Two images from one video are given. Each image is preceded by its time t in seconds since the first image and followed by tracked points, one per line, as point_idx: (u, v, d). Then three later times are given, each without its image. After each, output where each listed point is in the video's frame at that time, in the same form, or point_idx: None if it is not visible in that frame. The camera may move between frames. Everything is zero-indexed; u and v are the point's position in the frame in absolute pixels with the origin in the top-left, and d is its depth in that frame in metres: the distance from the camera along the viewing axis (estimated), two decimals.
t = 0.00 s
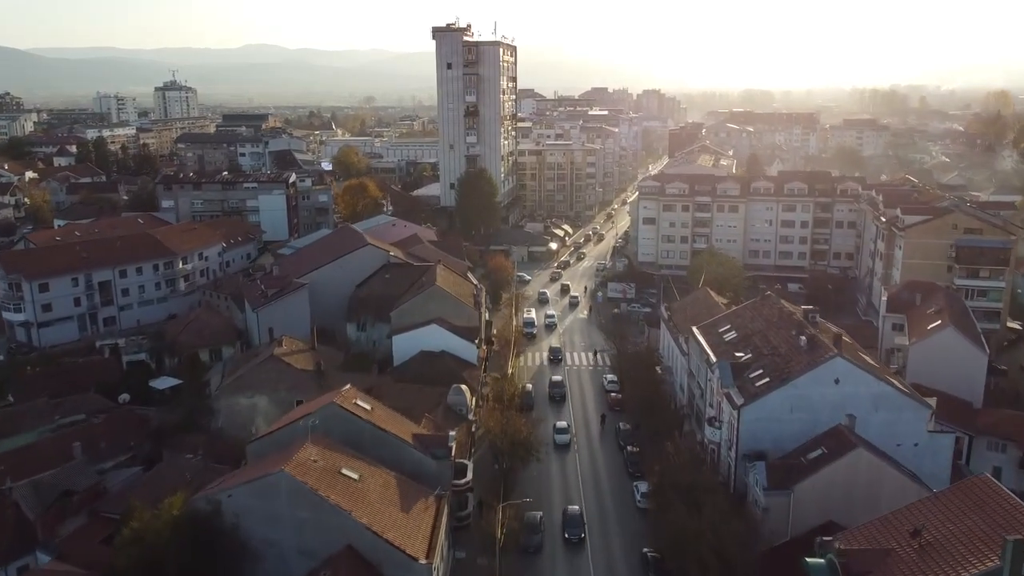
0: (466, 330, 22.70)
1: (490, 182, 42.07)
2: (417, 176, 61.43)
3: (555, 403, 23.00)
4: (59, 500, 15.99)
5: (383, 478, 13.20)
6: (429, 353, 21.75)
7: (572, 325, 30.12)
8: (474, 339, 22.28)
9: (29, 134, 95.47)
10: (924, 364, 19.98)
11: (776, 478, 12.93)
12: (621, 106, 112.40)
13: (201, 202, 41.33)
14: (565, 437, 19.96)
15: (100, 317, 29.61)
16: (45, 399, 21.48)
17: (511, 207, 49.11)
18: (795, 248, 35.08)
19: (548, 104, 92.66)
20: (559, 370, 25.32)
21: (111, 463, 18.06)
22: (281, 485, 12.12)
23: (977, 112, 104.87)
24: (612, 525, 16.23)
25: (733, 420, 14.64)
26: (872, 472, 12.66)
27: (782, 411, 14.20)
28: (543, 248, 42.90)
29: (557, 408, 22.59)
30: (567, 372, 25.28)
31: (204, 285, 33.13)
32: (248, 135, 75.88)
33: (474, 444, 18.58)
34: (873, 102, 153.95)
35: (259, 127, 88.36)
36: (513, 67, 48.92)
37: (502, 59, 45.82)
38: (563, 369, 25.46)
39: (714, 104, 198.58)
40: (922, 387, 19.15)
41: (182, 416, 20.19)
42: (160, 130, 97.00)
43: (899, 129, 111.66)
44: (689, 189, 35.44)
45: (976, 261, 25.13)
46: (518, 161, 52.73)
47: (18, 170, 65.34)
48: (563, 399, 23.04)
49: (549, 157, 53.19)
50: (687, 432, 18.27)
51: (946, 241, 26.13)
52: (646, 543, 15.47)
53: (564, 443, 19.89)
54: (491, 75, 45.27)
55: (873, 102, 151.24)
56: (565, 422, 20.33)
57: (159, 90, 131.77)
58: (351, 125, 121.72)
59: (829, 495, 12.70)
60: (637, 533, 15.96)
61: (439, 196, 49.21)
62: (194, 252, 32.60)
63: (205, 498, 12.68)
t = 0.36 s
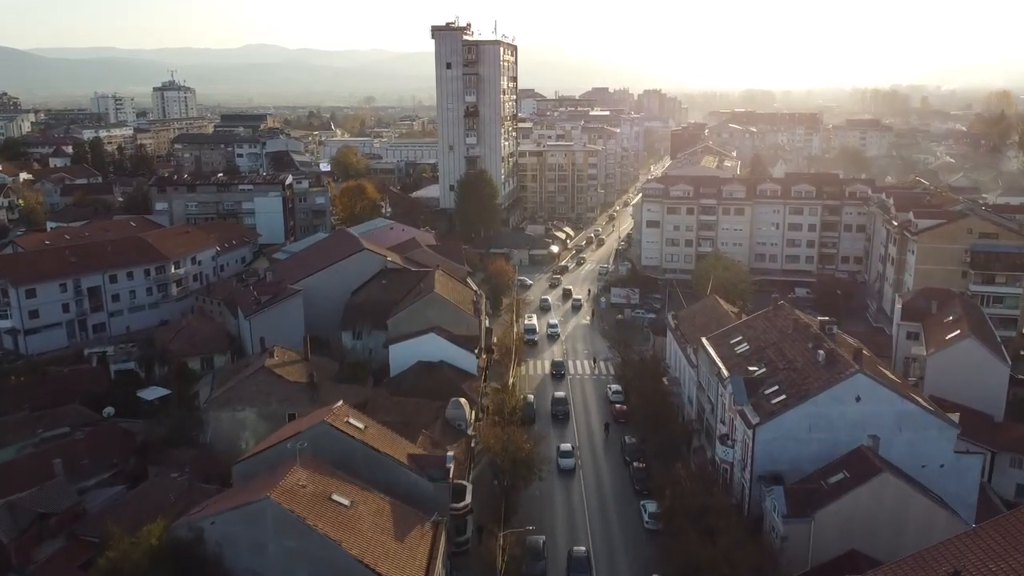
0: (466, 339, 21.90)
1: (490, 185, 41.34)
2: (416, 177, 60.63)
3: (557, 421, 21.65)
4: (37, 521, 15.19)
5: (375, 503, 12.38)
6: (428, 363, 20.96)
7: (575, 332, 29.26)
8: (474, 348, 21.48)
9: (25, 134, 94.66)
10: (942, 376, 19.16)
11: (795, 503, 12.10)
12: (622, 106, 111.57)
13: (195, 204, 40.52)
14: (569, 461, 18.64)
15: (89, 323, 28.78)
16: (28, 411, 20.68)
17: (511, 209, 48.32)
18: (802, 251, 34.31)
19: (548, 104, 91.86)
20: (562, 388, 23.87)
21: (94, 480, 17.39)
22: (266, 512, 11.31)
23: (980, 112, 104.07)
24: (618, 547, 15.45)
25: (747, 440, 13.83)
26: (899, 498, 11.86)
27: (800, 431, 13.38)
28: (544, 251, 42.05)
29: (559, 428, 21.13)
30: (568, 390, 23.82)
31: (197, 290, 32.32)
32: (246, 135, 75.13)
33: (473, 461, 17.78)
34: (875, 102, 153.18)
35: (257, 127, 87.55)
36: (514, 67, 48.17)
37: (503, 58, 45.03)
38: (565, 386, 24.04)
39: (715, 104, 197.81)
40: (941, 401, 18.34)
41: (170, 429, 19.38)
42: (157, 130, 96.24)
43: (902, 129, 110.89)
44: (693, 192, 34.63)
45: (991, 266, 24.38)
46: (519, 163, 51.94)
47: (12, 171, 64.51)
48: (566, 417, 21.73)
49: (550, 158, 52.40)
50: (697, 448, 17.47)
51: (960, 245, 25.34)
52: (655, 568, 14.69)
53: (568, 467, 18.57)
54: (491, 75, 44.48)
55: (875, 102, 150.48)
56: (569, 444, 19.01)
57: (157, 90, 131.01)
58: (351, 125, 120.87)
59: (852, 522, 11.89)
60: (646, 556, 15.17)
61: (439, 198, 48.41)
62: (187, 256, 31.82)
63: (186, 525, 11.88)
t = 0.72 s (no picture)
0: (465, 349, 21.12)
1: (490, 187, 40.56)
2: (415, 179, 59.82)
3: (561, 442, 20.36)
4: (12, 545, 14.41)
5: (368, 532, 11.57)
6: (426, 374, 20.19)
7: (577, 339, 28.45)
8: (474, 358, 20.70)
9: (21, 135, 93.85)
10: (963, 389, 18.34)
11: (817, 533, 11.28)
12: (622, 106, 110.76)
13: (189, 207, 39.71)
14: (575, 489, 17.37)
15: (78, 330, 27.94)
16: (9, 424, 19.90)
17: (512, 211, 47.52)
18: (810, 255, 33.52)
19: (549, 104, 91.07)
20: (565, 405, 22.62)
21: (73, 501, 16.76)
22: (249, 544, 10.51)
23: (984, 112, 103.32)
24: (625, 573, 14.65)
25: (763, 462, 13.03)
26: (929, 527, 11.05)
27: (820, 454, 12.58)
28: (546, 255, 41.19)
29: (564, 449, 19.84)
30: (572, 407, 22.57)
31: (189, 296, 31.52)
32: (244, 136, 74.28)
33: (472, 479, 16.98)
34: (877, 102, 152.39)
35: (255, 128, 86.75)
36: (514, 66, 47.40)
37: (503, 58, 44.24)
38: (569, 403, 22.80)
39: (716, 104, 197.00)
40: (962, 416, 17.53)
41: (156, 444, 18.62)
42: (155, 130, 95.46)
43: (905, 130, 110.13)
44: (698, 195, 33.83)
45: (1008, 273, 23.58)
46: (520, 164, 51.16)
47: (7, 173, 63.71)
48: (570, 437, 20.46)
49: (551, 159, 51.59)
50: (707, 467, 16.67)
51: (976, 250, 24.53)
52: None
53: (574, 495, 17.28)
54: (491, 75, 43.69)
55: (877, 102, 149.74)
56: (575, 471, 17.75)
57: (156, 90, 130.24)
58: (350, 126, 120.04)
59: (879, 553, 11.08)
60: None
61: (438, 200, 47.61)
62: (179, 261, 31.04)
63: (164, 556, 11.08)
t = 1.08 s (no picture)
0: (464, 359, 20.33)
1: (490, 189, 39.74)
2: (415, 179, 59.01)
3: (564, 466, 18.94)
4: None
5: (359, 564, 10.77)
6: (423, 387, 19.44)
7: (579, 346, 27.64)
8: (473, 369, 19.92)
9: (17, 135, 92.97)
10: (985, 403, 17.52)
11: (843, 568, 10.45)
12: (623, 106, 109.91)
13: (183, 209, 38.90)
14: (580, 521, 16.04)
15: (66, 337, 27.13)
16: None
17: (512, 214, 46.70)
18: (818, 259, 32.71)
19: (549, 104, 90.24)
20: (568, 426, 21.22)
21: (52, 522, 16.00)
22: None
23: (988, 112, 102.52)
24: None
25: (781, 487, 12.20)
26: (965, 562, 10.21)
27: (842, 479, 11.77)
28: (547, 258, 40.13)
29: (568, 470, 18.70)
30: (575, 428, 21.18)
31: (182, 301, 30.72)
32: (242, 137, 73.45)
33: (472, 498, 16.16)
34: (879, 102, 151.60)
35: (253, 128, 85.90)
36: (515, 66, 46.57)
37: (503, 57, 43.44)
38: (572, 423, 21.40)
39: (717, 104, 196.17)
40: (985, 431, 16.73)
41: (141, 461, 17.84)
42: (152, 131, 94.57)
43: (908, 130, 109.29)
44: (704, 197, 33.01)
45: None
46: (520, 165, 50.35)
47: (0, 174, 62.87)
48: (574, 461, 19.03)
49: (552, 160, 50.77)
50: (719, 486, 15.80)
51: (994, 256, 23.74)
52: None
53: (580, 528, 15.95)
54: (491, 74, 42.89)
55: (879, 103, 148.94)
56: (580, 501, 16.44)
57: (154, 90, 129.41)
58: (349, 126, 119.21)
59: None
60: None
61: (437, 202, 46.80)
62: (171, 265, 30.24)
63: None
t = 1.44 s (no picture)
0: (462, 370, 19.54)
1: (490, 191, 38.93)
2: (414, 181, 58.20)
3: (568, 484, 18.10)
4: None
5: None
6: (420, 400, 18.66)
7: (582, 353, 26.84)
8: (473, 382, 19.14)
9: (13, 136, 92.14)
10: (1009, 419, 16.69)
11: None
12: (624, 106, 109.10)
13: (177, 212, 38.09)
14: (588, 558, 14.74)
15: (53, 345, 26.29)
16: None
17: (513, 216, 45.89)
18: (826, 264, 31.92)
19: (550, 105, 89.45)
20: (573, 447, 19.94)
21: (28, 546, 15.20)
22: None
23: (992, 112, 101.80)
24: None
25: (801, 515, 11.38)
26: None
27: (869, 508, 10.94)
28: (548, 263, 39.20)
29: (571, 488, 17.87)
30: (581, 450, 19.88)
31: (173, 307, 29.89)
32: (239, 137, 72.68)
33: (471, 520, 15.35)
34: (880, 102, 150.91)
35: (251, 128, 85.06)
36: (516, 66, 45.75)
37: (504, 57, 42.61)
38: (577, 445, 20.09)
39: (718, 104, 195.43)
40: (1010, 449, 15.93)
41: (125, 479, 17.05)
42: (149, 131, 93.71)
43: (911, 130, 108.55)
44: (710, 200, 32.17)
45: None
46: (520, 167, 49.57)
47: None
48: (579, 488, 17.76)
49: (554, 161, 49.96)
50: (731, 508, 14.97)
51: (1011, 262, 22.96)
52: None
53: (587, 566, 14.66)
54: (492, 74, 42.07)
55: (881, 102, 148.17)
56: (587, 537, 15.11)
57: (152, 91, 128.56)
58: (349, 126, 118.42)
59: None
60: None
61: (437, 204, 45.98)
62: (163, 270, 29.43)
63: None
